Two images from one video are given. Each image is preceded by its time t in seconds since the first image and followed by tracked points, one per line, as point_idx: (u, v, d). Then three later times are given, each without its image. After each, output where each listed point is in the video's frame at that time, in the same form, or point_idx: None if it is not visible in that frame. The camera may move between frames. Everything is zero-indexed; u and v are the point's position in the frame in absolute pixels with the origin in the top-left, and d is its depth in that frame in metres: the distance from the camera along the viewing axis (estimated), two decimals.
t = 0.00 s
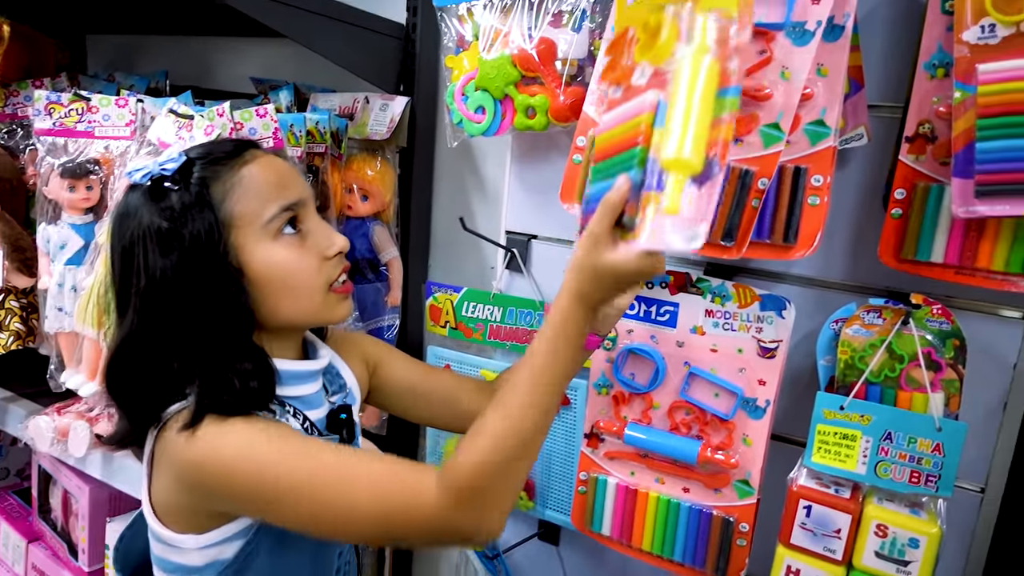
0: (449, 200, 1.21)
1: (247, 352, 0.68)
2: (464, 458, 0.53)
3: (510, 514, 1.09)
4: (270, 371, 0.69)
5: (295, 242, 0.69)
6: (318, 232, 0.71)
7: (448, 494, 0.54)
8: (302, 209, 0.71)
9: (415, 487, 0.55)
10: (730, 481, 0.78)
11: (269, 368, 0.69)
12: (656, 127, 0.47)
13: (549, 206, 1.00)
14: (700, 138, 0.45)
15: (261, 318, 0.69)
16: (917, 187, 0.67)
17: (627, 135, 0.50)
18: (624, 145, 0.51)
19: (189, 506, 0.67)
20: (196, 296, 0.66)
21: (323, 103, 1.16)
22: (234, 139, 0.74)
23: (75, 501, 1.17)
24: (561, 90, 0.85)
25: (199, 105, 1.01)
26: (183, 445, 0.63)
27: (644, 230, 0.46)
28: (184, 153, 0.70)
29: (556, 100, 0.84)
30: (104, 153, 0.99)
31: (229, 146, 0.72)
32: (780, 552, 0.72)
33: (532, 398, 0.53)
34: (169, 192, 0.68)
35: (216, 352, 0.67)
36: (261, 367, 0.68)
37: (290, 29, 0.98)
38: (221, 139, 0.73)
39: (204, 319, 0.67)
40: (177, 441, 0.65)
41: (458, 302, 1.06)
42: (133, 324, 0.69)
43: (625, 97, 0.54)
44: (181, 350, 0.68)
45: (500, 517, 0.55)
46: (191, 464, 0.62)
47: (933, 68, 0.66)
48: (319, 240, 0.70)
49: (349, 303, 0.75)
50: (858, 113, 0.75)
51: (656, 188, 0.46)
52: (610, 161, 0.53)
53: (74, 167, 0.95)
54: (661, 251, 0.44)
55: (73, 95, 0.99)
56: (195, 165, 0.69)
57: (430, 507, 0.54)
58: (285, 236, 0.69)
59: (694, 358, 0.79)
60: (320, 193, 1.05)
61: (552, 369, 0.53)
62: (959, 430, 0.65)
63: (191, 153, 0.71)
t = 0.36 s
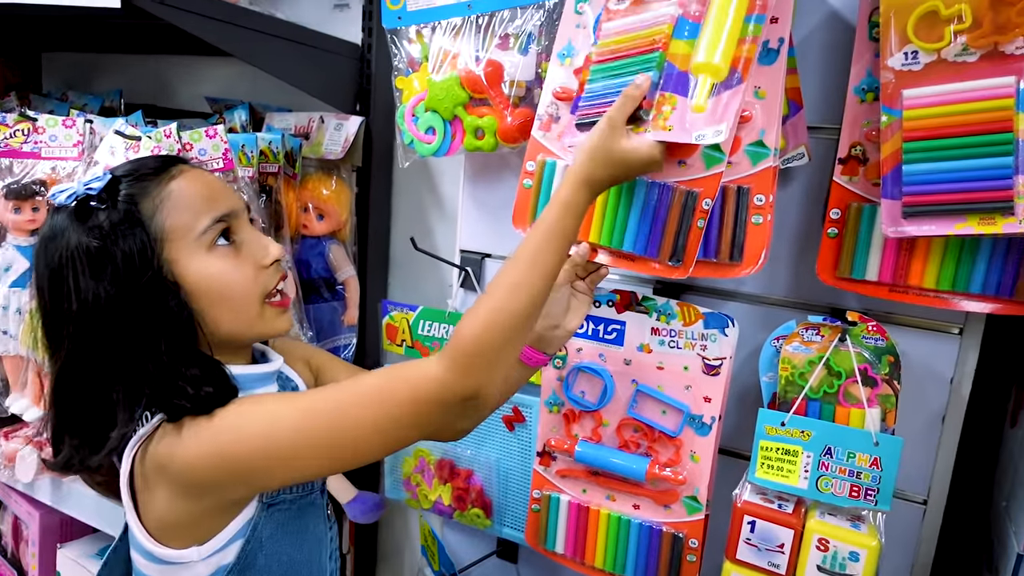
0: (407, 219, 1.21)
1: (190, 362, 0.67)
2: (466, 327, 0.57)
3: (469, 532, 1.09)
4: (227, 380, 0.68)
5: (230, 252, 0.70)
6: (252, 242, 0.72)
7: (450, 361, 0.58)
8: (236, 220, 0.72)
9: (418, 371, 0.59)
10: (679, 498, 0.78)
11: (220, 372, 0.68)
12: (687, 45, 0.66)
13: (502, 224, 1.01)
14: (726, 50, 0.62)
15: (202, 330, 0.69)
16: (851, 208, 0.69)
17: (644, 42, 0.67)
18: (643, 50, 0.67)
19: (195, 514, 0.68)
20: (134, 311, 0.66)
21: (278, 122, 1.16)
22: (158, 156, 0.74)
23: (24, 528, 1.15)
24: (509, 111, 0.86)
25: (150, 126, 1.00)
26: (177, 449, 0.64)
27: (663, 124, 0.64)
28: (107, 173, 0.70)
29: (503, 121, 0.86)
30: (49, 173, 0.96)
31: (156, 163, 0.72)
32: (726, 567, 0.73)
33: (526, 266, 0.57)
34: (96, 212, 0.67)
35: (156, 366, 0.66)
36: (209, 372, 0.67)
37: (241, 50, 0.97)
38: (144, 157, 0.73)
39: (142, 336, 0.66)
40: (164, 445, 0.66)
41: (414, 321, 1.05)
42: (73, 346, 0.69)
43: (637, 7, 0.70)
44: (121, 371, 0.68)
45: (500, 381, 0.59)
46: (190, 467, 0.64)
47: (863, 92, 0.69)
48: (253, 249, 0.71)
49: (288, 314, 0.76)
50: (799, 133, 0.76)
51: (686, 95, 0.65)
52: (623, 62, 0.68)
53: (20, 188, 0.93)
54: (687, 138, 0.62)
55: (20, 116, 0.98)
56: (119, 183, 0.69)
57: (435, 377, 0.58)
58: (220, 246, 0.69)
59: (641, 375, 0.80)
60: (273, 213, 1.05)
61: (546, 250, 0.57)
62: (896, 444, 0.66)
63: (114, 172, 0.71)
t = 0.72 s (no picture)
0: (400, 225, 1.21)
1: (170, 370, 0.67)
2: (455, 344, 0.58)
3: (461, 536, 1.09)
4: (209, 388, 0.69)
5: (216, 257, 0.70)
6: (237, 246, 0.73)
7: (442, 378, 0.58)
8: (220, 224, 0.73)
9: (409, 389, 0.59)
10: (668, 503, 0.78)
11: (201, 380, 0.68)
12: (659, 66, 0.66)
13: (492, 229, 1.01)
14: (698, 69, 0.63)
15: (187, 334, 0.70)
16: (835, 213, 0.70)
17: (619, 63, 0.67)
18: (617, 72, 0.67)
19: (184, 521, 0.68)
20: (116, 318, 0.66)
21: (270, 128, 1.16)
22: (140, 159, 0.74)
23: (19, 534, 1.15)
24: (497, 118, 0.87)
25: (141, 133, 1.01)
26: (166, 460, 0.64)
27: (640, 143, 0.64)
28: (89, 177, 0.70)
29: (491, 128, 0.87)
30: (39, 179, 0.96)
31: (135, 167, 0.72)
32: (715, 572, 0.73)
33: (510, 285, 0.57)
34: (78, 217, 0.67)
35: (137, 372, 0.66)
36: (189, 383, 0.67)
37: (232, 57, 0.97)
38: (126, 160, 0.73)
39: (123, 342, 0.66)
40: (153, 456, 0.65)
41: (406, 326, 1.06)
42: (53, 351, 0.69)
43: (606, 29, 0.72)
44: (103, 376, 0.68)
45: (489, 395, 0.60)
46: (182, 477, 0.64)
47: (846, 98, 0.69)
48: (238, 253, 0.72)
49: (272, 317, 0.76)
50: (789, 136, 0.76)
51: (662, 113, 0.65)
52: (595, 83, 0.68)
53: (11, 195, 0.96)
54: (666, 153, 0.62)
55: (11, 123, 0.97)
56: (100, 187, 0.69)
57: (426, 394, 0.59)
58: (205, 251, 0.70)
59: (630, 381, 0.80)
60: (264, 219, 1.05)
61: (529, 264, 0.58)
62: (882, 448, 0.66)
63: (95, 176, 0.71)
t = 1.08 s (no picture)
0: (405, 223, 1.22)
1: (193, 371, 0.68)
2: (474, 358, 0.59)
3: (466, 532, 1.10)
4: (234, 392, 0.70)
5: (242, 257, 0.71)
6: (262, 246, 0.73)
7: (461, 395, 0.59)
8: (245, 225, 0.74)
9: (427, 403, 0.60)
10: (671, 498, 0.79)
11: (223, 382, 0.70)
12: (670, 88, 0.67)
13: (497, 227, 1.02)
14: (709, 90, 0.64)
15: (211, 334, 0.71)
16: (838, 210, 0.70)
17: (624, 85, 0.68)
18: (627, 93, 0.68)
19: (202, 520, 0.69)
20: (144, 318, 0.67)
21: (277, 127, 1.17)
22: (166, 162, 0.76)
23: (29, 529, 1.16)
24: (501, 116, 0.88)
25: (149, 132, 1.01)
26: (189, 459, 0.65)
27: (656, 163, 0.66)
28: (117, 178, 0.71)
29: (496, 126, 0.87)
30: (49, 178, 0.97)
31: (161, 170, 0.73)
32: (717, 567, 0.73)
33: (527, 302, 0.59)
34: (108, 218, 0.69)
35: (162, 372, 0.68)
36: (212, 385, 0.68)
37: (239, 56, 0.98)
38: (152, 163, 0.74)
39: (151, 342, 0.68)
40: (175, 456, 0.67)
41: (411, 323, 1.06)
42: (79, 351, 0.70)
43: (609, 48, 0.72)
44: (129, 375, 0.69)
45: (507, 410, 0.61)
46: (203, 476, 0.64)
47: (849, 96, 0.69)
48: (263, 253, 0.73)
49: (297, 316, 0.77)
50: (794, 131, 0.77)
51: (676, 134, 0.66)
52: (605, 102, 0.69)
53: (22, 194, 0.95)
54: (681, 174, 0.64)
55: (21, 123, 0.99)
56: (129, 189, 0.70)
57: (447, 407, 0.60)
58: (231, 251, 0.71)
59: (632, 378, 0.80)
60: (272, 217, 1.07)
61: (546, 277, 0.59)
62: (883, 445, 0.67)
63: (124, 178, 0.72)
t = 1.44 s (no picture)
0: (401, 222, 1.23)
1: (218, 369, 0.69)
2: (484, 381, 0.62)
3: (462, 528, 1.11)
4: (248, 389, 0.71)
5: (278, 261, 0.71)
6: (299, 251, 0.74)
7: (470, 416, 0.62)
8: (284, 231, 0.74)
9: (437, 423, 0.62)
10: (664, 492, 0.80)
11: (245, 382, 0.70)
12: (666, 89, 0.69)
13: (491, 226, 1.03)
14: (707, 97, 0.66)
15: (241, 334, 0.71)
16: (827, 208, 0.72)
17: (622, 87, 0.69)
18: (624, 95, 0.69)
19: (207, 514, 0.70)
20: (178, 312, 0.68)
21: (272, 127, 1.18)
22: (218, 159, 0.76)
23: (25, 528, 1.16)
24: (495, 115, 0.89)
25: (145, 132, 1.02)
26: (203, 452, 0.66)
27: (655, 168, 0.69)
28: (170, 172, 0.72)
29: (490, 125, 0.89)
30: (46, 178, 0.98)
31: (209, 167, 0.73)
32: (709, 560, 0.74)
33: (533, 324, 0.63)
34: (156, 210, 0.69)
35: (188, 367, 0.69)
36: (236, 384, 0.69)
37: (235, 57, 0.99)
38: (204, 160, 0.75)
39: (183, 336, 0.68)
40: (191, 447, 0.67)
41: (406, 321, 1.07)
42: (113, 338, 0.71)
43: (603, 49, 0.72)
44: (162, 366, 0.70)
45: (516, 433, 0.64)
46: (214, 469, 0.65)
47: (837, 95, 0.71)
48: (299, 258, 0.73)
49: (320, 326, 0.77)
50: (787, 128, 0.78)
51: (676, 138, 0.68)
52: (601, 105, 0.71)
53: (17, 194, 0.96)
54: (682, 180, 0.67)
55: (16, 123, 0.99)
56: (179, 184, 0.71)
57: (455, 427, 0.62)
58: (270, 256, 0.71)
59: (626, 373, 0.81)
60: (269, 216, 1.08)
61: (552, 301, 0.63)
62: (872, 437, 0.68)
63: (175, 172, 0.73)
